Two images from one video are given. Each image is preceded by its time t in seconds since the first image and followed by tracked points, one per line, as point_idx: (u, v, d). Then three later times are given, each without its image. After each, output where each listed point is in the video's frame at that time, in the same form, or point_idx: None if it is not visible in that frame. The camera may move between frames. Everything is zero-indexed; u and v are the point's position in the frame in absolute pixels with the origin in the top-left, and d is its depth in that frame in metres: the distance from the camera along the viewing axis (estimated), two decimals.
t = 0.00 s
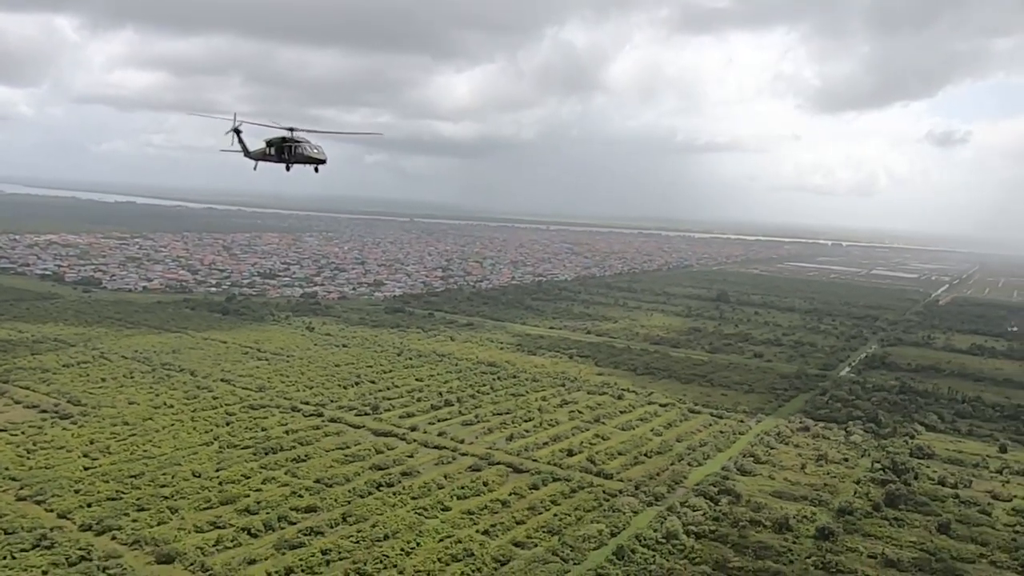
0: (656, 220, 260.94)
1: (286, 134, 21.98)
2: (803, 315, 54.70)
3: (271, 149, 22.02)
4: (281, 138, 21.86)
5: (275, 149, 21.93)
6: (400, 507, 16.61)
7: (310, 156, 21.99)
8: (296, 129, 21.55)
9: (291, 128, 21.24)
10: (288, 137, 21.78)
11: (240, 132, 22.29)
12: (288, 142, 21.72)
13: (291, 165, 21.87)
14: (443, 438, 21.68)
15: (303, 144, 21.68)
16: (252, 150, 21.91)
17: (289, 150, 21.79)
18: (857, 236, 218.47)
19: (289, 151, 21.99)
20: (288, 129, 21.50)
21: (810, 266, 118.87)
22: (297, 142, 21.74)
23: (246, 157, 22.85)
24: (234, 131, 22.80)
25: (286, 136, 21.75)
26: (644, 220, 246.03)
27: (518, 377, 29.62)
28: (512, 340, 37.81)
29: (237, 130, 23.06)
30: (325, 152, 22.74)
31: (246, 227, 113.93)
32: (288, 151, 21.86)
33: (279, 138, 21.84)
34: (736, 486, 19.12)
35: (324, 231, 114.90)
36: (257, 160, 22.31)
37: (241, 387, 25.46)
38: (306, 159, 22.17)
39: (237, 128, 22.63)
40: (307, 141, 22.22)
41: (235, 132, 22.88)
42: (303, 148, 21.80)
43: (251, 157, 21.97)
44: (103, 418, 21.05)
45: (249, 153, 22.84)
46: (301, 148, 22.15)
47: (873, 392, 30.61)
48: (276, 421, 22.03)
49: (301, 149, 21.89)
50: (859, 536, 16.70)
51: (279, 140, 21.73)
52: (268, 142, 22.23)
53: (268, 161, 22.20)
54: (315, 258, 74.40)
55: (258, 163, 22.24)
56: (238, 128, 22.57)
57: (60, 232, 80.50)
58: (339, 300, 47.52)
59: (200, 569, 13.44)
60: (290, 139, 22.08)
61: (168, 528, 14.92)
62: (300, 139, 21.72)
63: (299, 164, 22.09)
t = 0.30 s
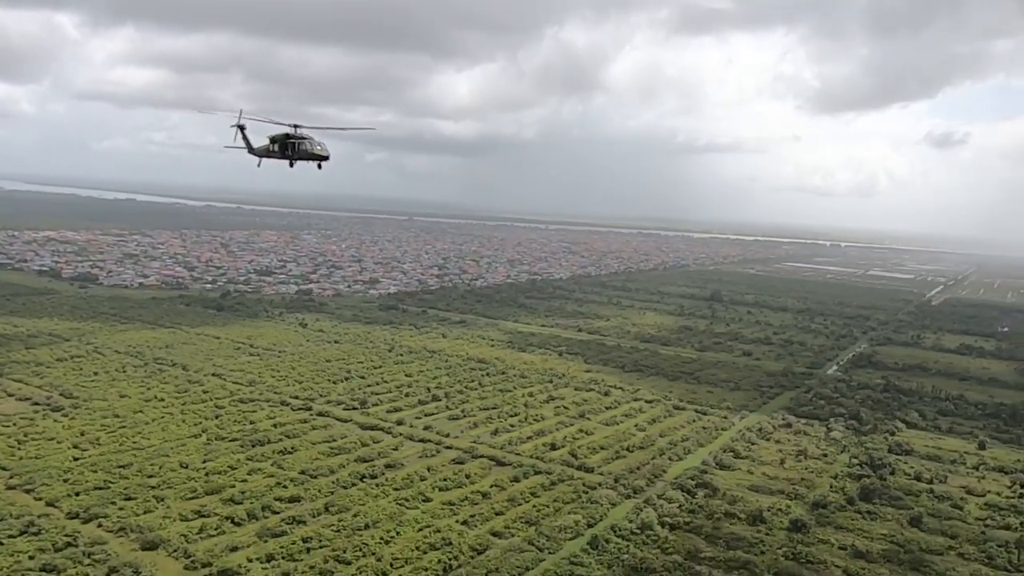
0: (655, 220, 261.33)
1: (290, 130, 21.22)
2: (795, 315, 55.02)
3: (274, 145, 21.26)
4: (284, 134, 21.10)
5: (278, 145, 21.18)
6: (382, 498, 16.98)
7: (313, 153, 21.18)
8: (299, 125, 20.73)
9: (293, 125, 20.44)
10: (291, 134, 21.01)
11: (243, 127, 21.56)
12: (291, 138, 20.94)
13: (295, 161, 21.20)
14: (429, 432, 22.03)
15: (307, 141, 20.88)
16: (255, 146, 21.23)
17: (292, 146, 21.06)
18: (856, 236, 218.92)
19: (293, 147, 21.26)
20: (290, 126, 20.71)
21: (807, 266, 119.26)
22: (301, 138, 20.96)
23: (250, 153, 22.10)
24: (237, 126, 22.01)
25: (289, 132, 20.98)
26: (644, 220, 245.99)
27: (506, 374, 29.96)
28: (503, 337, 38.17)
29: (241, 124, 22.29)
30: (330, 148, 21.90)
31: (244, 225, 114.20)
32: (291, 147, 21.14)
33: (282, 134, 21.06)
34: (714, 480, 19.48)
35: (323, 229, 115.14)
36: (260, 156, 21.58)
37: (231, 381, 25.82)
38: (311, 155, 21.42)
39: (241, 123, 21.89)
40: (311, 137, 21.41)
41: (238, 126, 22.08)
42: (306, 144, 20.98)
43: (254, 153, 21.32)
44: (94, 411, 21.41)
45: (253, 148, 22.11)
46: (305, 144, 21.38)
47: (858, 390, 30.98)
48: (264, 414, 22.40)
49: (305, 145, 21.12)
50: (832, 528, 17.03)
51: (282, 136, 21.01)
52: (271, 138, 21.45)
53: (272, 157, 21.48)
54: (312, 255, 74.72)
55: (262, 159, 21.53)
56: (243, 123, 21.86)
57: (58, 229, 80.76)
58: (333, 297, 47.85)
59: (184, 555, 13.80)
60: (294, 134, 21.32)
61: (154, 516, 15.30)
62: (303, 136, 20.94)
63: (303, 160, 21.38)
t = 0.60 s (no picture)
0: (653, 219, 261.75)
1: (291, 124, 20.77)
2: (786, 313, 55.40)
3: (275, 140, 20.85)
4: (286, 128, 20.68)
5: (279, 140, 20.80)
6: (364, 488, 17.33)
7: (315, 148, 20.81)
8: (300, 121, 20.30)
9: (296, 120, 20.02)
10: (293, 129, 20.58)
11: (242, 121, 21.03)
12: (292, 134, 20.58)
13: (296, 156, 20.80)
14: (414, 425, 22.39)
15: (308, 137, 20.46)
16: (256, 141, 20.76)
17: (293, 142, 20.69)
18: (853, 236, 219.41)
19: (294, 143, 20.86)
20: (292, 121, 20.29)
21: (803, 265, 119.72)
22: (303, 133, 20.55)
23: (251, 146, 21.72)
24: (238, 119, 21.58)
25: (291, 127, 20.54)
26: (642, 219, 246.42)
27: (494, 369, 30.32)
28: (494, 333, 38.54)
29: (242, 117, 21.85)
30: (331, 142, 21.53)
31: (242, 221, 114.52)
32: (293, 143, 20.74)
33: (283, 129, 20.62)
34: (691, 472, 19.85)
35: (320, 227, 115.49)
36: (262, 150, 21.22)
37: (221, 375, 26.17)
38: (312, 150, 21.03)
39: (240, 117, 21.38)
40: (311, 132, 21.01)
41: (239, 118, 21.65)
42: (308, 140, 20.61)
43: (255, 148, 20.84)
44: (83, 403, 21.75)
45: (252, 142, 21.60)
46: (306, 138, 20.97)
47: (842, 387, 31.35)
48: (252, 407, 22.73)
49: (306, 140, 20.73)
50: (804, 519, 17.39)
51: (283, 131, 20.56)
52: (271, 132, 20.97)
53: (274, 152, 21.10)
54: (307, 252, 75.11)
55: (263, 153, 21.17)
56: (242, 117, 21.37)
57: (55, 225, 81.09)
58: (327, 293, 48.19)
59: (166, 541, 14.13)
60: (295, 129, 20.89)
61: (139, 504, 15.65)
62: (305, 130, 20.53)
63: (304, 156, 21.02)
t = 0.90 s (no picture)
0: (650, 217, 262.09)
1: (291, 118, 21.17)
2: (776, 310, 55.73)
3: (275, 133, 21.29)
4: (286, 121, 21.07)
5: (279, 133, 21.20)
6: (345, 478, 17.66)
7: (314, 141, 21.20)
8: (300, 114, 20.71)
9: (295, 114, 20.41)
10: (293, 122, 20.97)
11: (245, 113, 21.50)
12: (292, 127, 20.95)
13: (296, 150, 21.19)
14: (398, 417, 22.73)
15: (308, 130, 20.88)
16: (257, 133, 21.22)
17: (293, 135, 21.04)
18: (849, 234, 219.93)
19: (294, 135, 21.25)
20: (292, 114, 20.70)
21: (797, 263, 120.12)
22: (302, 127, 20.94)
23: (252, 139, 22.13)
24: (240, 112, 22.05)
25: (290, 120, 20.94)
26: (638, 216, 246.73)
27: (481, 363, 30.66)
28: (483, 328, 38.87)
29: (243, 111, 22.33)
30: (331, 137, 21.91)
31: (237, 217, 114.64)
32: (293, 135, 21.11)
33: (283, 122, 21.03)
34: (669, 464, 20.20)
35: (315, 223, 115.61)
36: (263, 143, 21.64)
37: (209, 368, 26.49)
38: (311, 144, 21.43)
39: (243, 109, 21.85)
40: (312, 126, 21.41)
41: (240, 112, 22.13)
42: (307, 134, 21.01)
43: (255, 140, 21.31)
44: (72, 394, 22.07)
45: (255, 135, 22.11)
46: (306, 132, 21.36)
47: (825, 382, 31.73)
48: (239, 399, 23.06)
49: (306, 134, 21.13)
50: (776, 509, 17.76)
51: (283, 124, 20.96)
52: (272, 125, 21.43)
53: (274, 145, 21.50)
54: (301, 248, 75.35)
55: (264, 147, 21.58)
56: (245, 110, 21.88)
57: (49, 220, 81.20)
58: (319, 288, 48.49)
59: (148, 527, 14.44)
60: (295, 122, 21.28)
61: (123, 491, 15.96)
62: (304, 124, 20.92)
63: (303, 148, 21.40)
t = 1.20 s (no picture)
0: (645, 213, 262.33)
1: (289, 110, 20.78)
2: (765, 305, 56.07)
3: (273, 125, 20.91)
4: (283, 114, 20.70)
5: (276, 125, 20.82)
6: (326, 466, 17.97)
7: (312, 135, 20.88)
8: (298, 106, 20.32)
9: (292, 105, 20.03)
10: (290, 114, 20.60)
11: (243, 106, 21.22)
12: (290, 119, 20.58)
13: (293, 143, 20.82)
14: (381, 409, 23.03)
15: (306, 123, 20.53)
16: (254, 125, 20.82)
17: (291, 128, 20.68)
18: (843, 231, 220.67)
19: (291, 128, 20.86)
20: (290, 106, 20.29)
21: (790, 259, 120.62)
22: (300, 119, 20.58)
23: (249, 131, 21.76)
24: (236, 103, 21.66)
25: (288, 113, 20.56)
26: (634, 211, 246.58)
27: (467, 356, 30.95)
28: (471, 322, 39.15)
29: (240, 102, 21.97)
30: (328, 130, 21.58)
31: (230, 212, 114.71)
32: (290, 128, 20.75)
33: (281, 114, 20.67)
34: (647, 454, 20.54)
35: (309, 218, 115.71)
36: (260, 135, 21.27)
37: (195, 360, 26.75)
38: (309, 137, 21.08)
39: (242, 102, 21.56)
40: (310, 119, 21.07)
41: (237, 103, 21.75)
42: (305, 126, 20.67)
43: (252, 132, 20.94)
44: (58, 385, 22.32)
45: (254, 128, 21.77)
46: (304, 125, 21.01)
47: (808, 376, 32.09)
48: (224, 390, 23.34)
49: (303, 127, 20.75)
50: (749, 498, 18.13)
51: (280, 117, 20.59)
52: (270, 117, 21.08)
53: (271, 137, 21.16)
54: (293, 242, 75.54)
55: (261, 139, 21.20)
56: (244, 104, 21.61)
57: (41, 214, 81.25)
58: (309, 283, 48.73)
59: (129, 512, 14.73)
60: (292, 115, 20.91)
61: (105, 479, 16.25)
62: (302, 116, 20.56)
63: (301, 141, 21.02)
